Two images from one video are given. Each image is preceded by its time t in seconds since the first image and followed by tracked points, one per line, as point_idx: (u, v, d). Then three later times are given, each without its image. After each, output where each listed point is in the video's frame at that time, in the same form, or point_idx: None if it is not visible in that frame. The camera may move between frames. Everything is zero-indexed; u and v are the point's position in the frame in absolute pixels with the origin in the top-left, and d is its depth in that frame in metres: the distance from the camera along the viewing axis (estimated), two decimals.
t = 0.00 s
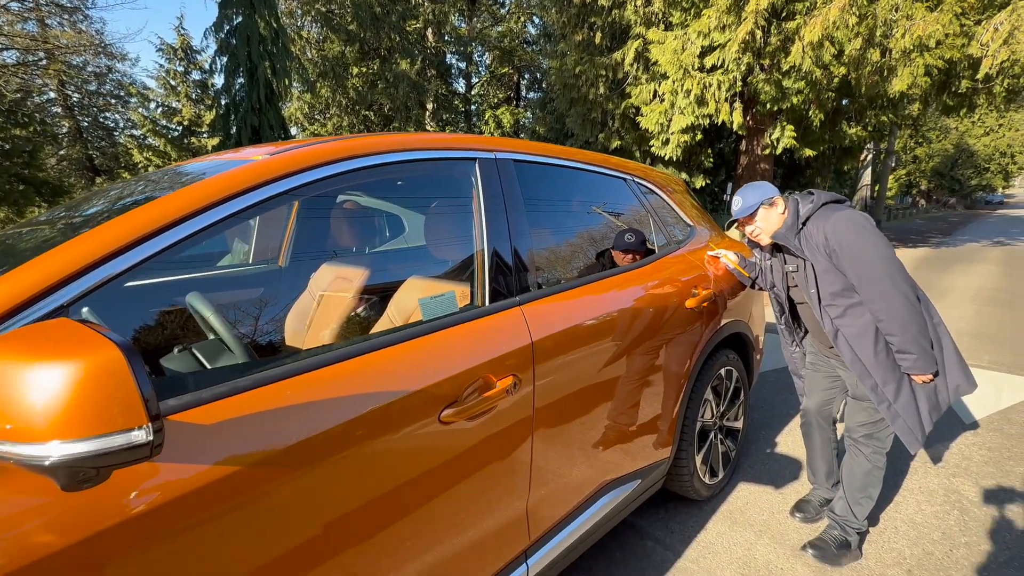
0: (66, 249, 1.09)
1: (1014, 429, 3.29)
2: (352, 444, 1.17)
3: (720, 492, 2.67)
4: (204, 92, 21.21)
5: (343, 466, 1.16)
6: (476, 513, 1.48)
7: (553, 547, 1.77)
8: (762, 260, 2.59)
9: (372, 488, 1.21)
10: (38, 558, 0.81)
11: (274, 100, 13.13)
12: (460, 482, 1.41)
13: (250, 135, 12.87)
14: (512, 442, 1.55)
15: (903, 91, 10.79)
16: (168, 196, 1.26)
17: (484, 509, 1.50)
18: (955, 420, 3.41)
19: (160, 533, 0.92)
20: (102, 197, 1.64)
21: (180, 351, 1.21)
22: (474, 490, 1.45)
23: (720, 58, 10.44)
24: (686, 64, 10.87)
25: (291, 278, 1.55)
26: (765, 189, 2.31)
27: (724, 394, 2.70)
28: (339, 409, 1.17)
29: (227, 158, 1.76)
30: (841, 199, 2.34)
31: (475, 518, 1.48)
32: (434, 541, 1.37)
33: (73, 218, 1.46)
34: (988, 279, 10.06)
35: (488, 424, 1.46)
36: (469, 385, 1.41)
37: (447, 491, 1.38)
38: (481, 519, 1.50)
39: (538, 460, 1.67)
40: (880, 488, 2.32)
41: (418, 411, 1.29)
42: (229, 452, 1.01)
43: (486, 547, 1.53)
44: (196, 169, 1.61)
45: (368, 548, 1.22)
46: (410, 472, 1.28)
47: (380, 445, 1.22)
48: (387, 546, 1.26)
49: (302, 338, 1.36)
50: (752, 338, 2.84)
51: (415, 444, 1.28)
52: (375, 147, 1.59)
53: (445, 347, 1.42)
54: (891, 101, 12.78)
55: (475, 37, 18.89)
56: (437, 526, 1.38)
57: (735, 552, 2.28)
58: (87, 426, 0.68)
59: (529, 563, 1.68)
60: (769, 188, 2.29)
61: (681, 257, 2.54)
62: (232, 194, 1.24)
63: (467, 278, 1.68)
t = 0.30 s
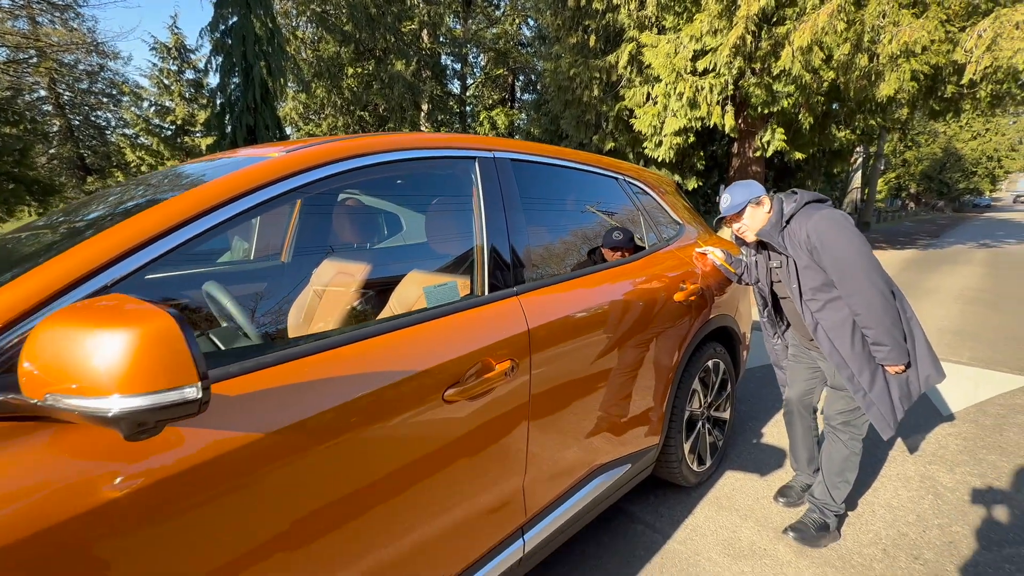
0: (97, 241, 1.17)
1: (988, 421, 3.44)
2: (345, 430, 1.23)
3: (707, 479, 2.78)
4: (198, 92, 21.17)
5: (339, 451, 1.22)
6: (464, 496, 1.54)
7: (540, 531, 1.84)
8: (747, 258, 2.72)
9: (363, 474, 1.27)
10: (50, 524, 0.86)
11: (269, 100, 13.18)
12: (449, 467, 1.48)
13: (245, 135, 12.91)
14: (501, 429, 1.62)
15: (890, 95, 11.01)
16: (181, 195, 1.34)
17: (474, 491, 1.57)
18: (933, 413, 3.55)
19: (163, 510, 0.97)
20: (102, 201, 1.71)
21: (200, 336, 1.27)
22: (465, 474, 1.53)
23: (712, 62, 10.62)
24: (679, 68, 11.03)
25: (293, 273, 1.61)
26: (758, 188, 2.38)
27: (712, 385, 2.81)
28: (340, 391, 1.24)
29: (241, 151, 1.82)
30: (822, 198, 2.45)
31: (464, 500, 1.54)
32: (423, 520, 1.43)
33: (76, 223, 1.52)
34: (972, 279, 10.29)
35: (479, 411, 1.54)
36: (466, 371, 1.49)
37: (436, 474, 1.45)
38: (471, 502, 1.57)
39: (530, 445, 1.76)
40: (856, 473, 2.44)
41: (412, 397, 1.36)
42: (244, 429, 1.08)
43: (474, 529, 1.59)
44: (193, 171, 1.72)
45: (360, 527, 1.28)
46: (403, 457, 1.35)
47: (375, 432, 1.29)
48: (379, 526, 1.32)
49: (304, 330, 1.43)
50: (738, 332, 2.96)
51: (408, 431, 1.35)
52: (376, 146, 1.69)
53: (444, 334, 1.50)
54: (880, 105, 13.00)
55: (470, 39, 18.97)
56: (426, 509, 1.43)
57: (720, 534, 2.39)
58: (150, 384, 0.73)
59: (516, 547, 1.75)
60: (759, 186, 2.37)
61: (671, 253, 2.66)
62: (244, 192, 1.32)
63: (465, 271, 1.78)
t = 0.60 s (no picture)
0: (163, 240, 1.25)
1: (972, 409, 3.63)
2: (349, 418, 1.29)
3: (707, 461, 2.96)
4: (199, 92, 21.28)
5: (341, 438, 1.27)
6: (458, 480, 1.61)
7: (530, 516, 1.92)
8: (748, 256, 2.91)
9: (360, 461, 1.32)
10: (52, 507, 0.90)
11: (273, 100, 13.33)
12: (444, 454, 1.54)
13: (249, 134, 13.06)
14: (496, 416, 1.69)
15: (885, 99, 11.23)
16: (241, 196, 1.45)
17: (468, 476, 1.63)
18: (921, 402, 3.74)
19: (171, 490, 1.02)
20: (121, 217, 1.80)
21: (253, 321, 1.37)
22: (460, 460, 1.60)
23: (710, 66, 10.82)
24: (678, 71, 11.22)
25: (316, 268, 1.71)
26: (757, 190, 2.56)
27: (711, 372, 3.00)
28: (375, 367, 1.36)
29: (269, 159, 2.03)
30: (821, 203, 2.62)
31: (457, 485, 1.60)
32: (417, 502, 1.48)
33: (102, 238, 1.62)
34: (963, 279, 10.53)
35: (479, 398, 1.62)
36: (493, 350, 1.65)
37: (428, 461, 1.50)
38: (465, 487, 1.63)
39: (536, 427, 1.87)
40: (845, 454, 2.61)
41: (415, 383, 1.43)
42: (313, 394, 1.23)
43: (465, 513, 1.65)
44: (208, 184, 1.87)
45: (355, 510, 1.33)
46: (400, 442, 1.41)
47: (378, 419, 1.35)
48: (371, 509, 1.36)
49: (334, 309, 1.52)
50: (735, 323, 3.14)
51: (408, 419, 1.42)
52: (403, 149, 1.81)
53: (473, 317, 1.65)
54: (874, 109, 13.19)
55: (470, 40, 19.10)
56: (418, 494, 1.49)
57: (719, 510, 2.57)
58: (269, 338, 0.91)
59: (506, 531, 1.81)
60: (758, 188, 2.53)
61: (673, 249, 2.83)
62: (299, 191, 1.44)
63: (476, 256, 1.94)
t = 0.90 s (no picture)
0: (218, 245, 1.36)
1: (961, 406, 3.78)
2: (354, 416, 1.34)
3: (707, 453, 3.09)
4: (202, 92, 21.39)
5: (348, 431, 1.33)
6: (454, 476, 1.65)
7: (526, 513, 1.96)
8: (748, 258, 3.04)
9: (363, 453, 1.38)
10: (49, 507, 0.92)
11: (277, 101, 13.48)
12: (441, 449, 1.59)
13: (254, 135, 13.19)
14: (495, 412, 1.75)
15: (882, 103, 11.38)
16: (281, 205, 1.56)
17: (466, 470, 1.69)
18: (912, 399, 3.89)
19: (175, 485, 1.06)
20: (141, 231, 1.90)
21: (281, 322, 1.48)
22: (459, 455, 1.65)
23: (710, 70, 10.97)
24: (678, 75, 11.36)
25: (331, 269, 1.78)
26: (765, 193, 2.66)
27: (712, 368, 3.13)
28: (394, 361, 1.45)
29: (287, 172, 2.19)
30: (824, 208, 2.72)
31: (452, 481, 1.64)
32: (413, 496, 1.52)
33: (124, 252, 1.71)
34: (958, 282, 10.69)
35: (482, 395, 1.69)
36: (513, 342, 1.79)
37: (424, 456, 1.54)
38: (461, 482, 1.68)
39: (540, 422, 1.96)
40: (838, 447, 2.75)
41: (421, 379, 1.50)
42: (355, 378, 1.36)
43: (460, 509, 1.69)
44: (223, 198, 1.98)
45: (353, 501, 1.37)
46: (400, 437, 1.46)
47: (382, 416, 1.41)
48: (367, 503, 1.40)
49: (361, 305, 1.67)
50: (734, 321, 3.27)
51: (411, 415, 1.48)
52: (425, 158, 1.94)
53: (491, 314, 1.77)
54: (872, 113, 13.36)
55: (472, 42, 19.20)
56: (412, 488, 1.52)
57: (719, 499, 2.70)
58: (333, 326, 1.05)
59: (500, 528, 1.85)
60: (765, 191, 2.66)
61: (674, 251, 2.98)
62: (340, 199, 1.58)
63: (479, 255, 2.03)
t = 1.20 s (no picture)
0: (249, 247, 1.46)
1: (957, 405, 3.87)
2: (366, 406, 1.42)
3: (707, 448, 3.19)
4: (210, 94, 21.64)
5: (359, 419, 1.41)
6: (455, 465, 1.71)
7: (522, 505, 2.01)
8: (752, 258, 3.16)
9: (369, 440, 1.44)
10: (72, 486, 0.97)
11: (286, 103, 13.67)
12: (444, 439, 1.65)
13: (263, 137, 13.37)
14: (497, 406, 1.82)
15: (885, 107, 11.45)
16: (307, 208, 1.67)
17: (466, 460, 1.75)
18: (909, 398, 3.98)
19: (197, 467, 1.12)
20: (157, 238, 1.97)
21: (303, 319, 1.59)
22: (461, 445, 1.72)
23: (714, 74, 11.07)
24: (683, 79, 11.47)
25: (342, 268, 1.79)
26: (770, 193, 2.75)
27: (712, 365, 3.24)
28: (407, 353, 1.54)
29: (305, 176, 2.30)
30: (829, 211, 2.80)
31: (452, 469, 1.70)
32: (415, 484, 1.58)
33: (142, 258, 1.77)
34: (961, 285, 10.72)
35: (486, 390, 1.78)
36: (523, 336, 1.91)
37: (427, 445, 1.60)
38: (462, 471, 1.74)
39: (542, 416, 2.04)
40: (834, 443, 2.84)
41: (429, 372, 1.59)
42: (378, 366, 1.46)
43: (457, 500, 1.74)
44: (239, 205, 2.07)
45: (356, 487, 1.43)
46: (408, 426, 1.53)
47: (391, 407, 1.48)
48: (373, 488, 1.46)
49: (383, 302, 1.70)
50: (734, 320, 3.37)
51: (417, 407, 1.56)
52: (440, 163, 2.06)
53: (499, 310, 1.88)
54: (876, 117, 13.42)
55: (478, 45, 19.35)
56: (415, 475, 1.58)
57: (718, 491, 2.80)
58: (365, 314, 1.18)
59: (494, 521, 1.90)
60: (770, 190, 2.75)
61: (676, 252, 3.09)
62: (362, 202, 1.70)
63: (483, 254, 2.10)
